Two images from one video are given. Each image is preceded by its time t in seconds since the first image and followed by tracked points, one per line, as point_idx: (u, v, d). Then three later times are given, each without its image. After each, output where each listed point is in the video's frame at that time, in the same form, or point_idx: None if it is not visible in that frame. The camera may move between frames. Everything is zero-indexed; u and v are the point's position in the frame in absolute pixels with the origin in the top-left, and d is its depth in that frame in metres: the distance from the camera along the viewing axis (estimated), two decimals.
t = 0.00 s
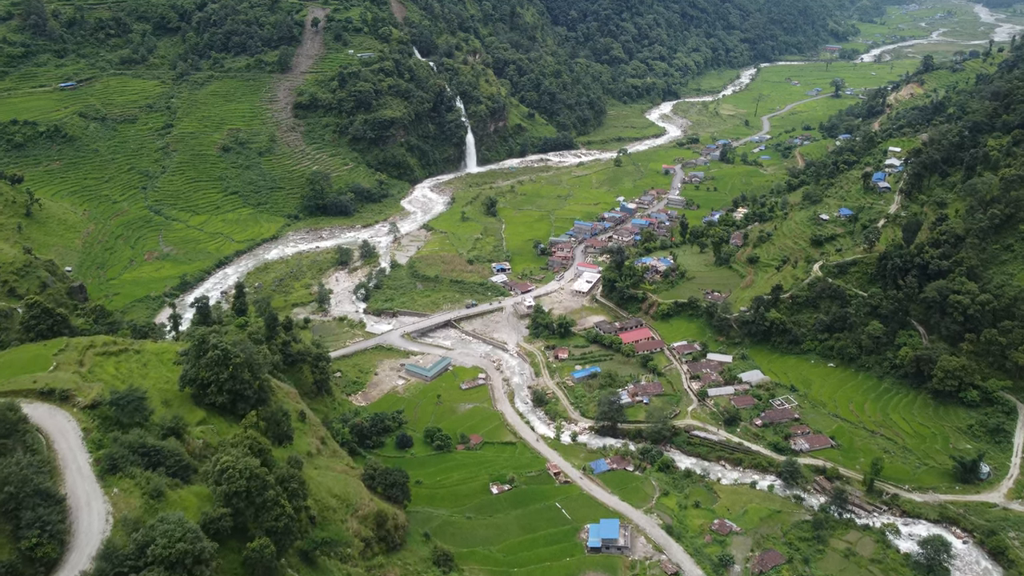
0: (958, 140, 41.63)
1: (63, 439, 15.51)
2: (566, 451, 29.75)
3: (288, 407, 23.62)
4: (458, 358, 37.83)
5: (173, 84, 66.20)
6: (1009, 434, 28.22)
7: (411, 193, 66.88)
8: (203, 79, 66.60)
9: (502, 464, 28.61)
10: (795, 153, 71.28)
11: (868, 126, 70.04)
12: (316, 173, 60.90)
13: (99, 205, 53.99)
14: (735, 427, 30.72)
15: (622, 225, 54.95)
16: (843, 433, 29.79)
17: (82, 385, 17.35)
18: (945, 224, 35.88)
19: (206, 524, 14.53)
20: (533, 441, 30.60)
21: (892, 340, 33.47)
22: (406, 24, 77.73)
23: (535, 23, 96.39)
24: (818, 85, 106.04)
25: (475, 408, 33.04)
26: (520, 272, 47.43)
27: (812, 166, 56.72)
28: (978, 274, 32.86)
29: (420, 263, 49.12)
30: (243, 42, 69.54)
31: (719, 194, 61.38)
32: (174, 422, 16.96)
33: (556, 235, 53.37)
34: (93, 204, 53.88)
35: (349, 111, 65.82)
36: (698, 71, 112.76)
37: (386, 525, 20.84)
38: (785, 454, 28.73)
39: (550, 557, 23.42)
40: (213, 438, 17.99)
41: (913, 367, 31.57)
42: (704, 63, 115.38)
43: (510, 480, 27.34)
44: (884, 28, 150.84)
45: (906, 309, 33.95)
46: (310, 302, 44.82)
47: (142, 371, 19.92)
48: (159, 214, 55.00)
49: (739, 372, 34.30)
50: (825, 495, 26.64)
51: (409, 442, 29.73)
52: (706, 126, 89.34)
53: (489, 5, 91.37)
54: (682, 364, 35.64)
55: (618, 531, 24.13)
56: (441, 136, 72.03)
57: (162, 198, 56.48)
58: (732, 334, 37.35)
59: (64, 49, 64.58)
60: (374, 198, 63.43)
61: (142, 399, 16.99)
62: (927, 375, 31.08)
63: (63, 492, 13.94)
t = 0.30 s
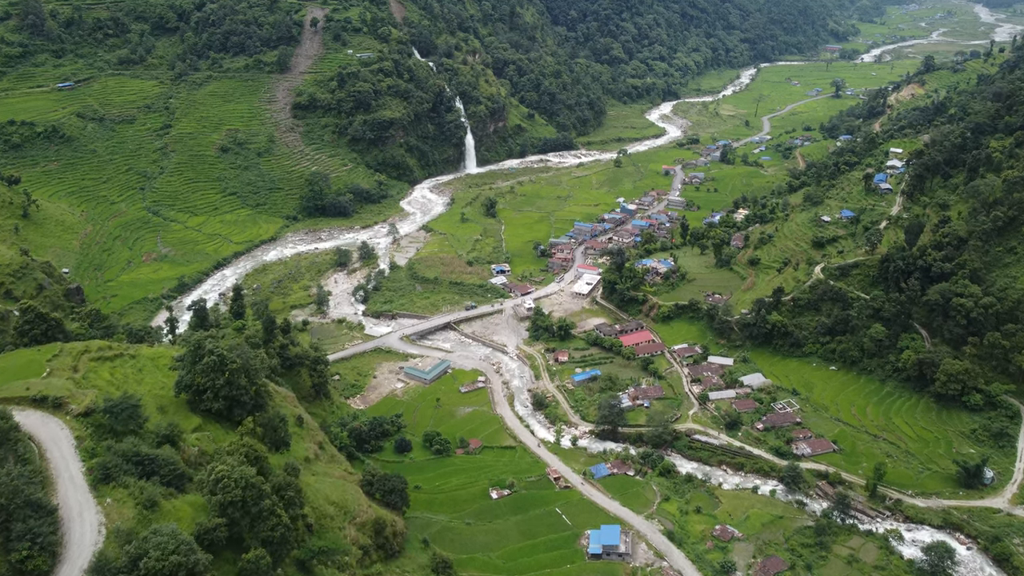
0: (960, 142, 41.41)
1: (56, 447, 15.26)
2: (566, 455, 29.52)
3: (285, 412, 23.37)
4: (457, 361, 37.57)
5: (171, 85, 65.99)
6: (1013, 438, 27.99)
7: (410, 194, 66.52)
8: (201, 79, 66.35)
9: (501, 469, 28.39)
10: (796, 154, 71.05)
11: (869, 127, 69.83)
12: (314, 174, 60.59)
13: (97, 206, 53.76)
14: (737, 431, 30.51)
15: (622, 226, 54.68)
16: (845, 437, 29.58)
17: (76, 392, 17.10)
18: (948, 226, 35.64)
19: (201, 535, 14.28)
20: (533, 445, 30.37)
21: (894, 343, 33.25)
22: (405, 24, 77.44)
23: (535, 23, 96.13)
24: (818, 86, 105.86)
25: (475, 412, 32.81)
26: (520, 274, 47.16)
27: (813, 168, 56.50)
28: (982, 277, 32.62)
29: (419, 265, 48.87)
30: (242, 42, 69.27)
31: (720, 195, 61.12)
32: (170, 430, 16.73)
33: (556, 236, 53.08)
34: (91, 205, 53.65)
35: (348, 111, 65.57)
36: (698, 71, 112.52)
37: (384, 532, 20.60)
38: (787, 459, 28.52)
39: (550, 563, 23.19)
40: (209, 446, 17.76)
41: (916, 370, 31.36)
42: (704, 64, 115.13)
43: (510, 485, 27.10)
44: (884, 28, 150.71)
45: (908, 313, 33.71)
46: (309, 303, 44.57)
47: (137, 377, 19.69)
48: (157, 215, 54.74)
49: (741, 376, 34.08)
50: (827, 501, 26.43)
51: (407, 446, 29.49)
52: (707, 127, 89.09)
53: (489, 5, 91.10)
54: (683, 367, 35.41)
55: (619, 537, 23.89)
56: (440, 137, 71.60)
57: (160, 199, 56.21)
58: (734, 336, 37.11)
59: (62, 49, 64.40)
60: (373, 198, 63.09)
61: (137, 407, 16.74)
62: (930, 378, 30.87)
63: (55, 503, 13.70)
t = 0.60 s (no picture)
0: (970, 148, 40.53)
1: (25, 483, 14.40)
2: (568, 474, 28.60)
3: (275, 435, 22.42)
4: (455, 372, 36.62)
5: (166, 86, 65.04)
6: None
7: (408, 198, 65.47)
8: (196, 81, 65.39)
9: (500, 488, 27.48)
10: (798, 157, 70.11)
11: (872, 130, 68.96)
12: (310, 178, 59.58)
13: (88, 211, 52.83)
14: (743, 448, 29.62)
15: (623, 232, 53.77)
16: (855, 455, 28.69)
17: (49, 422, 16.18)
18: (959, 236, 34.75)
19: None
20: (533, 462, 29.43)
21: (905, 356, 32.36)
22: (403, 25, 76.47)
23: (534, 23, 95.18)
24: (820, 87, 105.05)
25: (473, 427, 31.88)
26: (519, 281, 46.20)
27: (817, 172, 55.60)
28: (994, 288, 31.76)
29: (417, 272, 47.91)
30: (237, 43, 68.28)
31: (722, 199, 60.21)
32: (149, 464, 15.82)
33: (556, 242, 52.13)
34: (82, 210, 52.74)
35: (345, 113, 64.61)
36: (699, 72, 111.62)
37: (378, 563, 19.69)
38: (796, 478, 27.64)
39: None
40: (192, 477, 16.90)
41: (927, 386, 30.49)
42: (705, 65, 114.23)
43: (509, 507, 26.20)
44: (885, 29, 149.90)
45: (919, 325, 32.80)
46: (304, 312, 43.62)
47: (117, 402, 18.74)
48: (150, 220, 53.77)
49: (746, 389, 33.18)
50: (838, 523, 25.58)
51: (403, 464, 28.55)
52: (708, 129, 88.18)
53: (488, 5, 90.14)
54: (686, 380, 34.50)
55: (624, 564, 23.00)
56: (438, 140, 70.47)
57: (153, 203, 55.23)
58: (739, 348, 36.19)
59: (55, 50, 63.56)
60: (371, 203, 62.06)
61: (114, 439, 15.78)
62: (942, 394, 30.01)
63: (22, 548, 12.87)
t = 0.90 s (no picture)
0: (981, 156, 39.58)
1: None
2: (569, 496, 27.58)
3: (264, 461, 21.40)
4: (453, 387, 35.55)
5: (159, 89, 63.96)
6: None
7: (406, 203, 64.39)
8: (190, 84, 64.33)
9: (500, 511, 26.47)
10: (802, 161, 69.12)
11: (877, 135, 68.01)
12: (306, 183, 58.49)
13: (79, 217, 51.80)
14: (751, 468, 28.63)
15: (625, 239, 52.75)
16: (867, 477, 27.71)
17: (18, 462, 15.73)
18: (972, 247, 33.79)
19: None
20: (534, 483, 28.40)
21: (917, 372, 31.40)
22: (401, 27, 75.40)
23: (534, 25, 94.14)
24: (822, 90, 104.11)
25: (471, 445, 30.85)
26: (519, 290, 45.17)
27: (823, 178, 54.60)
28: (1010, 303, 30.80)
29: (414, 280, 46.86)
30: (232, 45, 67.17)
31: (725, 205, 59.21)
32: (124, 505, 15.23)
33: (557, 250, 51.07)
34: (73, 216, 51.71)
35: (342, 117, 63.55)
36: (699, 74, 110.61)
37: None
38: (806, 501, 26.66)
39: None
40: (171, 516, 16.29)
41: (941, 404, 29.54)
42: (706, 67, 113.21)
43: (509, 532, 25.19)
44: (886, 30, 148.96)
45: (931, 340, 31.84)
46: (298, 322, 42.56)
47: (94, 431, 18.02)
48: (142, 226, 52.70)
49: (753, 406, 32.17)
50: (852, 551, 24.81)
51: (399, 486, 27.49)
52: (710, 132, 87.20)
53: (487, 7, 89.09)
54: (691, 396, 33.48)
55: None
56: (436, 144, 69.40)
57: (145, 208, 54.15)
58: (745, 362, 35.18)
59: (47, 52, 62.62)
60: (368, 208, 60.93)
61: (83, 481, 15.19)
62: (956, 413, 29.07)
63: None
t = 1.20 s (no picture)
0: (993, 164, 38.78)
1: None
2: (572, 520, 26.57)
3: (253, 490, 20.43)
4: (451, 402, 34.45)
5: (153, 91, 62.79)
6: None
7: (404, 208, 63.27)
8: (184, 86, 63.17)
9: (500, 537, 25.46)
10: (805, 166, 68.17)
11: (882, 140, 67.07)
12: (302, 188, 57.38)
13: (70, 222, 50.65)
14: (760, 490, 27.64)
15: (627, 246, 51.71)
16: (881, 499, 26.72)
17: None
18: (987, 260, 32.88)
19: None
20: (535, 506, 27.37)
21: (931, 390, 30.42)
22: (399, 28, 74.30)
23: (533, 26, 93.07)
24: (824, 92, 103.19)
25: (470, 464, 29.80)
26: (519, 300, 44.09)
27: (828, 184, 53.61)
28: None
29: (412, 289, 45.78)
30: (228, 46, 66.02)
31: (729, 211, 58.19)
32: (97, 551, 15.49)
33: (557, 257, 50.01)
34: (63, 221, 50.56)
35: (339, 120, 62.48)
36: (701, 76, 109.58)
37: None
38: (818, 526, 25.68)
39: None
40: (149, 559, 16.52)
41: (956, 423, 28.57)
42: (707, 68, 112.18)
43: (510, 560, 24.19)
44: (887, 32, 148.15)
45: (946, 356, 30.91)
46: (292, 333, 41.46)
47: (73, 461, 18.22)
48: (134, 231, 51.56)
49: (761, 423, 31.16)
50: None
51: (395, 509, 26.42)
52: (711, 135, 86.18)
53: (486, 8, 88.00)
54: (697, 413, 32.44)
55: None
56: (435, 147, 68.29)
57: (138, 214, 53.00)
58: (752, 377, 34.14)
59: (38, 53, 61.53)
60: (364, 213, 59.80)
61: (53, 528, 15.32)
62: (973, 433, 28.11)
63: None
